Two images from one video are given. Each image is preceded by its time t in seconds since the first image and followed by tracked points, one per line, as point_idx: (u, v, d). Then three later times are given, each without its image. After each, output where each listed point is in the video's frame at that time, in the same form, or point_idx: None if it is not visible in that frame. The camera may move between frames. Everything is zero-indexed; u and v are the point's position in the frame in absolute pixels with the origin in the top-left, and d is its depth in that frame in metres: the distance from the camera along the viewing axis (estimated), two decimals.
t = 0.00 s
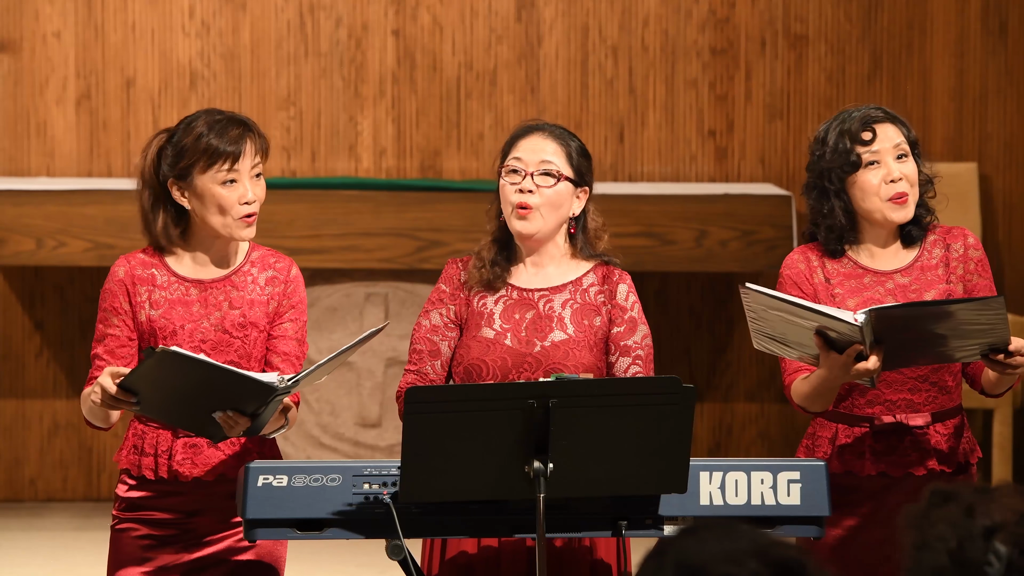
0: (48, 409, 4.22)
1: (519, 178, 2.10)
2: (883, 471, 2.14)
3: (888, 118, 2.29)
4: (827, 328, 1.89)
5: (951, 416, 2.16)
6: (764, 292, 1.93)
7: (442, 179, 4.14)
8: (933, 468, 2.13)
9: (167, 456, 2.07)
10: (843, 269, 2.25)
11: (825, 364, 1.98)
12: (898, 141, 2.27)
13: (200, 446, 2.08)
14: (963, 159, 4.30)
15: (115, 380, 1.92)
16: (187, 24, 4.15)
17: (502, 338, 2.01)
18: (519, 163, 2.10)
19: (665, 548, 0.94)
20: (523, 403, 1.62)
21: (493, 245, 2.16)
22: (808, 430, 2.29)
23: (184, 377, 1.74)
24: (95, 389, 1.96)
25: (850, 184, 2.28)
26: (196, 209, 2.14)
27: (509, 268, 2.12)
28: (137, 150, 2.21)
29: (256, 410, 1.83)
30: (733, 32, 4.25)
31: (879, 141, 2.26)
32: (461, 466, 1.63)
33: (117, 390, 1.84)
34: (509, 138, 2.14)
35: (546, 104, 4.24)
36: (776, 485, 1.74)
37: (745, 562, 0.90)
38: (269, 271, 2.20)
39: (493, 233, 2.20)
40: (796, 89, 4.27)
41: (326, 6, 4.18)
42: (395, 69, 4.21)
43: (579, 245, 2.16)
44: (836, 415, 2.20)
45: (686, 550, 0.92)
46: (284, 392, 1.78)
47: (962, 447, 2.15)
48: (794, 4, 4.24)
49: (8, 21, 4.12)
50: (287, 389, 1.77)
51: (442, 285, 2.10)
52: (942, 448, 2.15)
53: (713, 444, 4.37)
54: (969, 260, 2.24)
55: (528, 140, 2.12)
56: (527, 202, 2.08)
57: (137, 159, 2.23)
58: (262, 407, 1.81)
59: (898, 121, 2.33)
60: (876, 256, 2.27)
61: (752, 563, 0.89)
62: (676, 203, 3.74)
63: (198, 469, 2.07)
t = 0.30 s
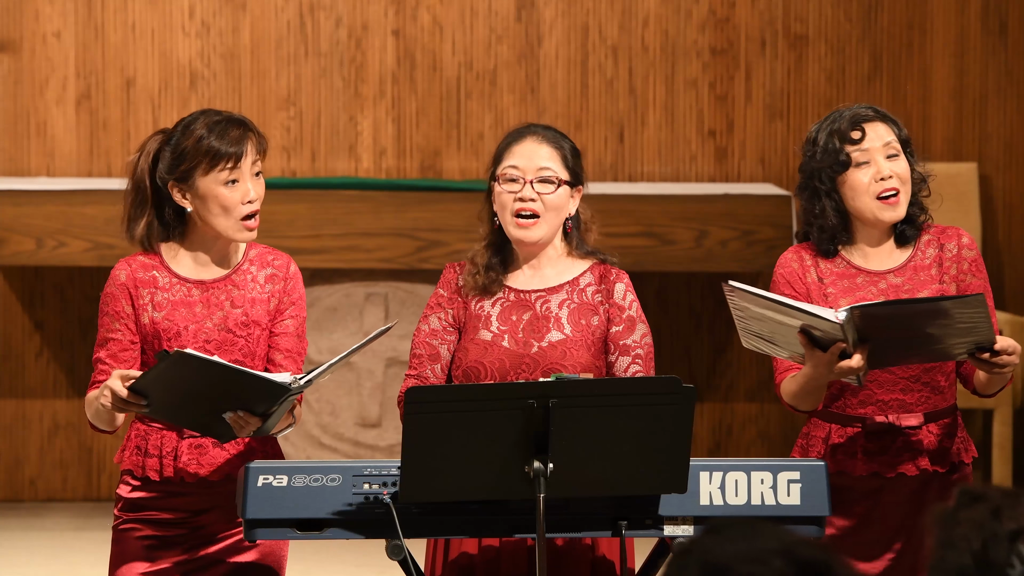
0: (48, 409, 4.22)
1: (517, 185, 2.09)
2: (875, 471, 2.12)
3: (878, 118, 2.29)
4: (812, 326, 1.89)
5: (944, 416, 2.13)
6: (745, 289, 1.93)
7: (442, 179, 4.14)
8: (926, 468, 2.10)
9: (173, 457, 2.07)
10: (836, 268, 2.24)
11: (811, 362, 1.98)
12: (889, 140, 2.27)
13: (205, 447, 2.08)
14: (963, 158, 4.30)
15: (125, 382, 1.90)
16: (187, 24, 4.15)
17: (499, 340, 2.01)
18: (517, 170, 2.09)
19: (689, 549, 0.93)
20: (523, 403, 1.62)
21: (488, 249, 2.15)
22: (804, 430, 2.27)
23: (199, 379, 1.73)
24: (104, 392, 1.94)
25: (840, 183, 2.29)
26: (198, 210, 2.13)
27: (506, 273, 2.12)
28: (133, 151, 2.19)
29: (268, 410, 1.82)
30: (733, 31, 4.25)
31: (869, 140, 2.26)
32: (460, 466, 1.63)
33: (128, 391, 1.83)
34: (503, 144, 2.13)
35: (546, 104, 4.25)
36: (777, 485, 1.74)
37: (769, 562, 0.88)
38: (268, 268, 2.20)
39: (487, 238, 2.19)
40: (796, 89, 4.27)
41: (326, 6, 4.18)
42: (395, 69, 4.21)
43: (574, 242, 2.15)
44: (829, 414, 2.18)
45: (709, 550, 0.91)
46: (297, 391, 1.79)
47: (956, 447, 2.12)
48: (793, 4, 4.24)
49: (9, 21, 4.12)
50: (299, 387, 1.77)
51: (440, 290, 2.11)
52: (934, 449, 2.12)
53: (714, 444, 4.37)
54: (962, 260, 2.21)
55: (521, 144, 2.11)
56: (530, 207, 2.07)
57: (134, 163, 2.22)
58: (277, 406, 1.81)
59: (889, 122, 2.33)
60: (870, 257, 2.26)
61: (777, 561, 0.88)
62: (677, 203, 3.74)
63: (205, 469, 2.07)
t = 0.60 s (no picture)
0: (48, 409, 4.22)
1: (522, 195, 2.06)
2: (868, 475, 2.11)
3: (866, 121, 2.24)
4: (782, 330, 1.88)
5: (937, 421, 2.11)
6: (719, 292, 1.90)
7: (442, 179, 4.14)
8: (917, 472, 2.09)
9: (175, 457, 2.07)
10: (831, 272, 2.22)
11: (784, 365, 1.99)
12: (872, 144, 2.22)
13: (208, 447, 2.08)
14: (963, 158, 4.30)
15: (134, 388, 1.89)
16: (187, 24, 4.15)
17: (504, 339, 2.02)
18: (519, 181, 2.06)
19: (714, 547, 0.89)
20: (523, 403, 1.62)
21: (491, 255, 2.15)
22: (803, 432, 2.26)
23: (210, 384, 1.73)
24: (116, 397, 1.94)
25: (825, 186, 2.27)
26: (201, 210, 2.12)
27: (511, 273, 2.12)
28: (134, 146, 2.17)
29: (278, 413, 1.82)
30: (733, 31, 4.25)
31: (849, 144, 2.23)
32: (461, 466, 1.63)
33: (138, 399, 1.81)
34: (500, 154, 2.09)
35: (546, 104, 4.25)
36: (777, 485, 1.74)
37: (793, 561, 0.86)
38: (268, 267, 2.20)
39: (485, 245, 2.18)
40: (796, 89, 4.27)
41: (326, 6, 4.18)
42: (395, 70, 4.21)
43: (573, 232, 2.19)
44: (823, 417, 2.18)
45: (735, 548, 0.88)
46: (308, 394, 1.79)
47: (950, 451, 2.10)
48: (793, 4, 4.24)
49: (9, 21, 4.12)
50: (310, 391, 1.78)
51: (443, 289, 2.11)
52: (927, 452, 2.10)
53: (713, 444, 4.37)
54: (957, 266, 2.16)
55: (516, 154, 2.07)
56: (540, 214, 2.05)
57: (135, 158, 2.20)
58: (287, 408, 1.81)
59: (886, 123, 2.26)
60: (865, 263, 2.22)
61: (801, 561, 0.86)
62: (677, 203, 3.74)
63: (208, 469, 2.07)
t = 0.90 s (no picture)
0: (48, 409, 4.22)
1: (524, 201, 2.05)
2: (859, 474, 2.11)
3: (862, 120, 2.21)
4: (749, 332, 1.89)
5: (928, 422, 2.09)
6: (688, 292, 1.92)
7: (442, 179, 4.14)
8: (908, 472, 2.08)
9: (176, 456, 2.07)
10: (829, 270, 2.21)
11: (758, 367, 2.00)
12: (863, 144, 2.19)
13: (209, 447, 2.08)
14: (963, 158, 4.30)
15: (140, 390, 1.89)
16: (187, 24, 4.15)
17: (500, 342, 2.02)
18: (519, 186, 2.05)
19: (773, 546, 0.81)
20: (523, 403, 1.62)
21: (490, 262, 2.14)
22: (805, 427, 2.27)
23: (216, 386, 1.72)
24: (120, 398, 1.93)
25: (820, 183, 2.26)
26: (205, 209, 2.12)
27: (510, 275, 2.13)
28: (142, 144, 2.18)
29: (285, 416, 1.82)
30: (734, 32, 4.25)
31: (842, 142, 2.21)
32: (462, 466, 1.63)
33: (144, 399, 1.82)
34: (495, 162, 2.08)
35: (546, 104, 4.25)
36: (777, 485, 1.74)
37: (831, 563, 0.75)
38: (271, 268, 2.20)
39: (481, 253, 2.17)
40: (796, 89, 4.27)
41: (326, 6, 4.18)
42: (395, 70, 4.21)
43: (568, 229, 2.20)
44: (818, 413, 2.18)
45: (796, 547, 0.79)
46: (315, 400, 1.78)
47: (941, 453, 2.08)
48: (794, 4, 4.24)
49: (9, 21, 4.12)
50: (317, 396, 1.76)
51: (440, 292, 2.11)
52: (919, 452, 2.09)
53: (713, 444, 4.37)
54: (952, 269, 2.11)
55: (510, 160, 2.06)
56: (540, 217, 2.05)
57: (142, 156, 2.20)
58: (298, 408, 1.80)
59: (889, 123, 2.22)
60: (861, 263, 2.20)
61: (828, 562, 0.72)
62: (677, 203, 3.74)
63: (209, 469, 2.07)
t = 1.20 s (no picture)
0: (48, 409, 4.22)
1: (516, 202, 2.05)
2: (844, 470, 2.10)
3: (862, 118, 2.19)
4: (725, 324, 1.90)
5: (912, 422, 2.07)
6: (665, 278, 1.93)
7: (442, 179, 4.14)
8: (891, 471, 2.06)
9: (173, 456, 2.07)
10: (829, 264, 2.21)
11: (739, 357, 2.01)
12: (857, 142, 2.17)
13: (206, 447, 2.08)
14: (963, 158, 4.30)
15: (140, 385, 1.89)
16: (187, 24, 4.15)
17: (495, 342, 2.02)
18: (511, 188, 2.05)
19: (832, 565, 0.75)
20: (523, 403, 1.62)
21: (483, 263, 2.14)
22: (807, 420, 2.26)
23: (214, 385, 1.72)
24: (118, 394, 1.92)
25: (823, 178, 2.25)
26: (211, 208, 2.12)
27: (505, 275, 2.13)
28: (152, 141, 2.18)
29: (283, 415, 1.82)
30: (734, 31, 4.25)
31: (841, 138, 2.19)
32: (461, 466, 1.63)
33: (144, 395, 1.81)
34: (487, 164, 2.07)
35: (546, 104, 4.25)
36: (777, 485, 1.74)
37: None
38: (274, 271, 2.20)
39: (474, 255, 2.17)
40: (796, 89, 4.27)
41: (326, 6, 4.18)
42: (395, 69, 4.21)
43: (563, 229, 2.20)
44: (813, 407, 2.18)
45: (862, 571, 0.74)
46: (315, 397, 1.78)
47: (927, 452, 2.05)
48: (794, 4, 4.24)
49: (9, 21, 4.12)
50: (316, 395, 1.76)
51: (437, 292, 2.12)
52: (905, 452, 2.06)
53: (713, 444, 4.37)
54: (946, 273, 2.08)
55: (503, 161, 2.06)
56: (535, 219, 2.05)
57: (151, 153, 2.20)
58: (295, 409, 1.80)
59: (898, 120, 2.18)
60: (858, 259, 2.19)
61: None
62: (677, 203, 3.74)
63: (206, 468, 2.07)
